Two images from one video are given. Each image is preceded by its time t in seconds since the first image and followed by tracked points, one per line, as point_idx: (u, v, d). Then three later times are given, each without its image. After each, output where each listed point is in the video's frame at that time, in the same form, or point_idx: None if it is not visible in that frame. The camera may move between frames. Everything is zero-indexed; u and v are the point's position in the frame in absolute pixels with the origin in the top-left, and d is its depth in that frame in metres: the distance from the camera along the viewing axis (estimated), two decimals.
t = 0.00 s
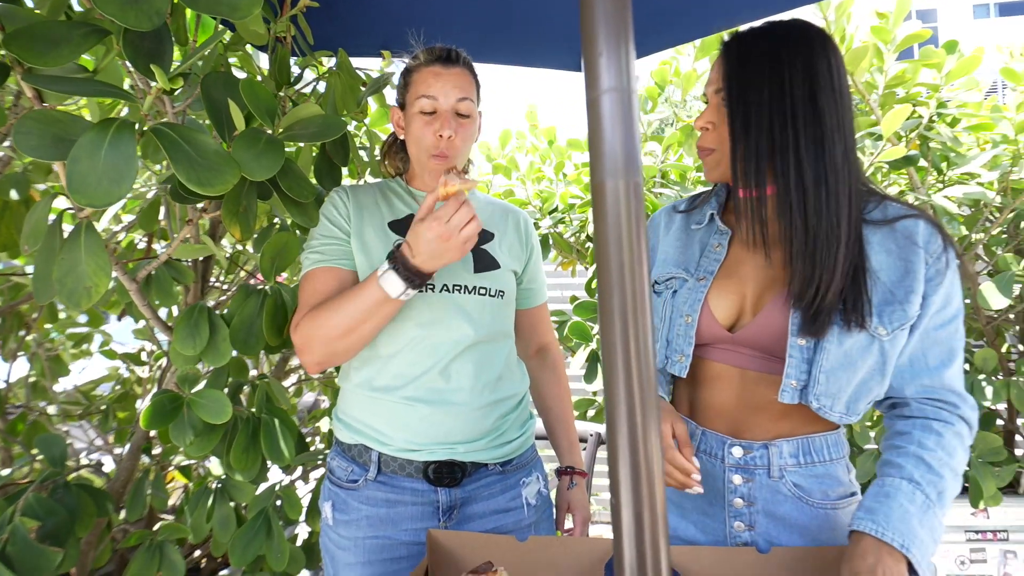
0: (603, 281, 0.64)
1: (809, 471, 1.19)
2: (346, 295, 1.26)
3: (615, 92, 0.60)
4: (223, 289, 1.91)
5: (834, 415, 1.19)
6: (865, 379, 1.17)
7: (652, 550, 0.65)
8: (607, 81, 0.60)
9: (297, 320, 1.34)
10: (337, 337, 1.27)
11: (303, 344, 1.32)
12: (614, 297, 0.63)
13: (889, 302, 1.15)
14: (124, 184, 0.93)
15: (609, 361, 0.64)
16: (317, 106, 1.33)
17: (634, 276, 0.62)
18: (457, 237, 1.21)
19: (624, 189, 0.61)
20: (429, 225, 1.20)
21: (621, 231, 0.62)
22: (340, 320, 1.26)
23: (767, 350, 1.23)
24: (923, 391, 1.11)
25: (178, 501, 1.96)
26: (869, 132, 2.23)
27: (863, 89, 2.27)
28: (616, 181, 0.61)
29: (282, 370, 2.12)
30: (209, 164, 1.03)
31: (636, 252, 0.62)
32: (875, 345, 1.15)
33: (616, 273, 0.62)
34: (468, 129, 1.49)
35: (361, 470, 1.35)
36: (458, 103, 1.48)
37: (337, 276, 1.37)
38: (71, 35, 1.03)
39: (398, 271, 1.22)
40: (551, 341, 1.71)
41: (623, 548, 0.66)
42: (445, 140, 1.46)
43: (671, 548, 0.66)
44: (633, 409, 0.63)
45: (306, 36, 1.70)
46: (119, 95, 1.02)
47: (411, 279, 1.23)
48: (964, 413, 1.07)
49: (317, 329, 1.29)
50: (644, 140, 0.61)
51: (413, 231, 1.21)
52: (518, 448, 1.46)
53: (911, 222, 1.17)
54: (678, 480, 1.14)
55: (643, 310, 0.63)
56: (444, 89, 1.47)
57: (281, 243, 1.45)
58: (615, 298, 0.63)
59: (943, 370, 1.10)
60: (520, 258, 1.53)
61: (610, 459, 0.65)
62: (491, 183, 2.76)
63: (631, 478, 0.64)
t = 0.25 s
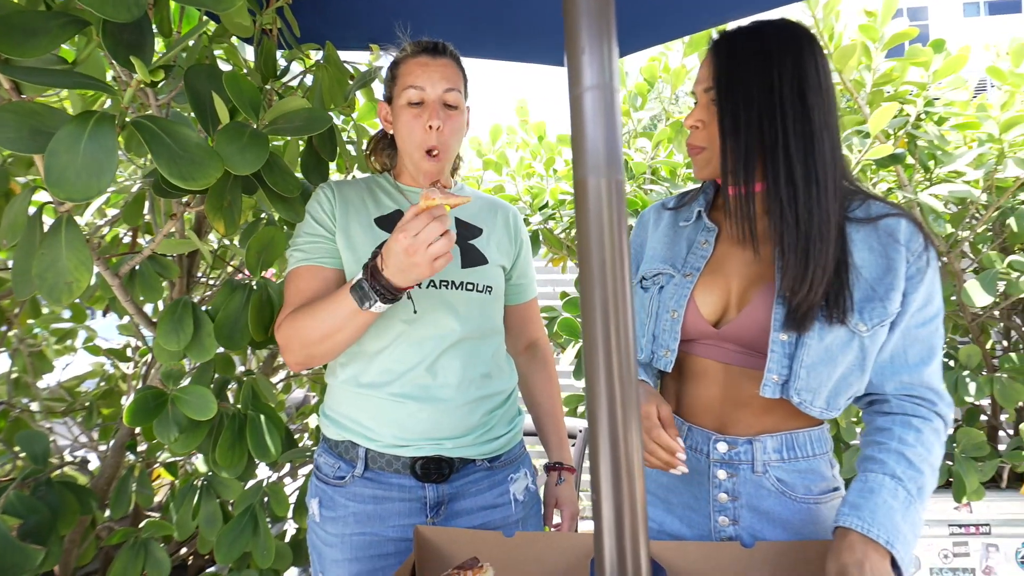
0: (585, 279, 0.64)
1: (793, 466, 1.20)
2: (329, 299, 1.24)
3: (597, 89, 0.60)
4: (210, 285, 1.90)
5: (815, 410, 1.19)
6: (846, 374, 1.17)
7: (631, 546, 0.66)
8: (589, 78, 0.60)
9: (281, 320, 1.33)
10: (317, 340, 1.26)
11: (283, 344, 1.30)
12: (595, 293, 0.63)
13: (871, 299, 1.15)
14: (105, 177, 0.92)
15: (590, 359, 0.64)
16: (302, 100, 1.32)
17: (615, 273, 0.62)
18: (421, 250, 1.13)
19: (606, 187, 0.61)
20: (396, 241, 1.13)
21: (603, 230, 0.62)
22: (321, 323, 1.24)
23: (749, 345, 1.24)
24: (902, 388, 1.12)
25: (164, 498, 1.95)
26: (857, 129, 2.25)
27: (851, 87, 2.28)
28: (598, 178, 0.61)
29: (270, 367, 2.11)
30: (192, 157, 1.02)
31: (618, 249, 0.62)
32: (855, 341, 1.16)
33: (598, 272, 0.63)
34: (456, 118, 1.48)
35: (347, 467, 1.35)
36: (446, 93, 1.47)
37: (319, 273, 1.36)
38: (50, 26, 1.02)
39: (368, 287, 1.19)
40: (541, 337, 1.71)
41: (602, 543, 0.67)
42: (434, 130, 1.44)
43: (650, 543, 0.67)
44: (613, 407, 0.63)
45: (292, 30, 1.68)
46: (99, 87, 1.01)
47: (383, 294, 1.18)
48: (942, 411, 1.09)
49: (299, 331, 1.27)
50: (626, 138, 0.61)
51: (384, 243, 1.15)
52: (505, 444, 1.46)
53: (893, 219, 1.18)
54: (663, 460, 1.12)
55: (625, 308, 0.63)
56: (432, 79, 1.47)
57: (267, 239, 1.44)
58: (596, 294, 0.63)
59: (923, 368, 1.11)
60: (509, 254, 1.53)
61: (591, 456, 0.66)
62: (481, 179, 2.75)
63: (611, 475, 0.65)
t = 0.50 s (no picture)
0: (575, 277, 0.64)
1: (783, 463, 1.21)
2: (320, 301, 1.23)
3: (589, 88, 0.60)
4: (202, 284, 1.89)
5: (804, 409, 1.20)
6: (833, 374, 1.18)
7: (621, 544, 0.66)
8: (581, 77, 0.60)
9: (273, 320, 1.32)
10: (310, 343, 1.25)
11: (276, 345, 1.30)
12: (586, 293, 0.63)
13: (859, 300, 1.16)
14: (95, 174, 0.91)
15: (581, 356, 0.64)
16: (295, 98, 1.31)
17: (606, 272, 0.62)
18: (419, 261, 1.12)
19: (597, 185, 0.61)
20: (388, 248, 1.12)
21: (593, 228, 0.62)
22: (313, 326, 1.24)
23: (739, 345, 1.25)
24: (892, 388, 1.12)
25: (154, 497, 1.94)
26: (850, 130, 2.25)
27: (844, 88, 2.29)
28: (589, 177, 0.61)
29: (263, 365, 2.10)
30: (184, 155, 1.01)
31: (609, 248, 0.62)
32: (843, 341, 1.16)
33: (588, 270, 0.62)
34: (445, 119, 1.48)
35: (339, 466, 1.34)
36: (436, 94, 1.47)
37: (310, 272, 1.36)
38: (40, 22, 1.01)
39: (360, 292, 1.18)
40: (535, 335, 1.71)
41: (593, 541, 0.66)
42: (423, 132, 1.44)
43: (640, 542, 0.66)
44: (603, 405, 0.63)
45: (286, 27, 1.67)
46: (91, 83, 1.00)
47: (376, 299, 1.18)
48: (931, 410, 1.09)
49: (291, 333, 1.26)
50: (618, 138, 0.61)
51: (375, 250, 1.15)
52: (498, 443, 1.46)
53: (880, 221, 1.19)
54: (659, 458, 1.12)
55: (615, 307, 0.63)
56: (422, 80, 1.46)
57: (259, 238, 1.44)
58: (587, 294, 0.63)
59: (912, 368, 1.11)
60: (502, 252, 1.53)
61: (581, 453, 0.66)
62: (476, 177, 2.75)
63: (602, 473, 0.64)
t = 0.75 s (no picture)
0: (567, 275, 0.64)
1: (776, 462, 1.21)
2: (314, 300, 1.23)
3: (580, 87, 0.60)
4: (197, 283, 1.89)
5: (796, 408, 1.21)
6: (825, 373, 1.19)
7: (613, 539, 0.66)
8: (573, 77, 0.60)
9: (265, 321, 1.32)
10: (303, 342, 1.25)
11: (269, 346, 1.30)
12: (578, 292, 0.63)
13: (849, 299, 1.16)
14: (88, 172, 0.91)
15: (573, 353, 0.64)
16: (290, 96, 1.31)
17: (597, 270, 0.63)
18: (405, 258, 1.11)
19: (589, 185, 0.62)
20: (379, 248, 1.12)
21: (585, 227, 0.62)
22: (306, 325, 1.24)
23: (734, 344, 1.25)
24: (888, 386, 1.12)
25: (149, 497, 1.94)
26: (844, 131, 2.26)
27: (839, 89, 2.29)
28: (581, 176, 0.61)
29: (258, 365, 2.09)
30: (178, 154, 1.01)
31: (600, 246, 0.62)
32: (834, 340, 1.17)
33: (580, 268, 0.63)
34: (438, 117, 1.47)
35: (333, 466, 1.34)
36: (429, 92, 1.46)
37: (305, 271, 1.36)
38: (33, 19, 1.01)
39: (353, 292, 1.18)
40: (530, 335, 1.71)
41: (584, 536, 0.67)
42: (416, 131, 1.43)
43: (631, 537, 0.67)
44: (595, 401, 0.64)
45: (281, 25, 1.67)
46: (84, 82, 1.00)
47: (366, 297, 1.18)
48: (928, 408, 1.09)
49: (284, 333, 1.26)
50: (609, 137, 0.61)
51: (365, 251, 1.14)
52: (494, 442, 1.47)
53: (871, 222, 1.19)
54: (660, 460, 1.11)
55: (607, 305, 0.63)
56: (415, 79, 1.46)
57: (254, 237, 1.44)
58: (579, 293, 0.63)
59: (907, 366, 1.11)
60: (497, 251, 1.53)
61: (573, 449, 0.66)
62: (473, 177, 2.75)
63: (593, 469, 0.65)
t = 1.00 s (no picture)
0: (551, 280, 0.63)
1: (760, 464, 1.21)
2: (288, 288, 1.24)
3: (564, 90, 0.59)
4: (176, 286, 1.86)
5: (778, 409, 1.20)
6: (807, 375, 1.19)
7: (597, 549, 0.65)
8: (557, 79, 0.60)
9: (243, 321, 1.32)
10: (282, 333, 1.25)
11: (249, 345, 1.30)
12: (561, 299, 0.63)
13: (831, 303, 1.17)
14: (62, 172, 0.88)
15: (557, 359, 0.63)
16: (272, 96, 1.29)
17: (581, 276, 0.62)
18: (368, 197, 1.12)
19: (573, 188, 0.61)
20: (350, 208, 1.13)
21: (569, 230, 0.61)
22: (283, 314, 1.24)
23: (719, 345, 1.25)
24: (864, 390, 1.14)
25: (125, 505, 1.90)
26: (824, 137, 2.29)
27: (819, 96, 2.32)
28: (565, 180, 0.61)
29: (239, 369, 2.07)
30: (156, 154, 0.99)
31: (584, 252, 0.62)
32: (817, 343, 1.18)
33: (564, 275, 0.62)
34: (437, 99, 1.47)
35: (315, 475, 1.33)
36: (425, 73, 1.47)
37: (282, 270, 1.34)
38: (6, 16, 0.98)
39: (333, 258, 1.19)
40: (513, 337, 1.70)
41: (568, 544, 0.66)
42: (418, 109, 1.43)
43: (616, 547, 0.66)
44: (579, 407, 0.63)
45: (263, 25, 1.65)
46: (61, 80, 0.97)
47: (346, 259, 1.18)
48: (901, 411, 1.11)
49: (263, 327, 1.26)
50: (593, 141, 0.61)
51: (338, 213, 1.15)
52: (479, 448, 1.45)
53: (852, 228, 1.20)
54: (650, 469, 1.10)
55: (591, 310, 0.63)
56: (413, 60, 1.47)
57: (231, 237, 1.41)
58: (562, 300, 0.62)
59: (883, 369, 1.13)
60: (481, 253, 1.51)
61: (557, 457, 0.65)
62: (457, 180, 2.74)
63: (577, 478, 0.64)
